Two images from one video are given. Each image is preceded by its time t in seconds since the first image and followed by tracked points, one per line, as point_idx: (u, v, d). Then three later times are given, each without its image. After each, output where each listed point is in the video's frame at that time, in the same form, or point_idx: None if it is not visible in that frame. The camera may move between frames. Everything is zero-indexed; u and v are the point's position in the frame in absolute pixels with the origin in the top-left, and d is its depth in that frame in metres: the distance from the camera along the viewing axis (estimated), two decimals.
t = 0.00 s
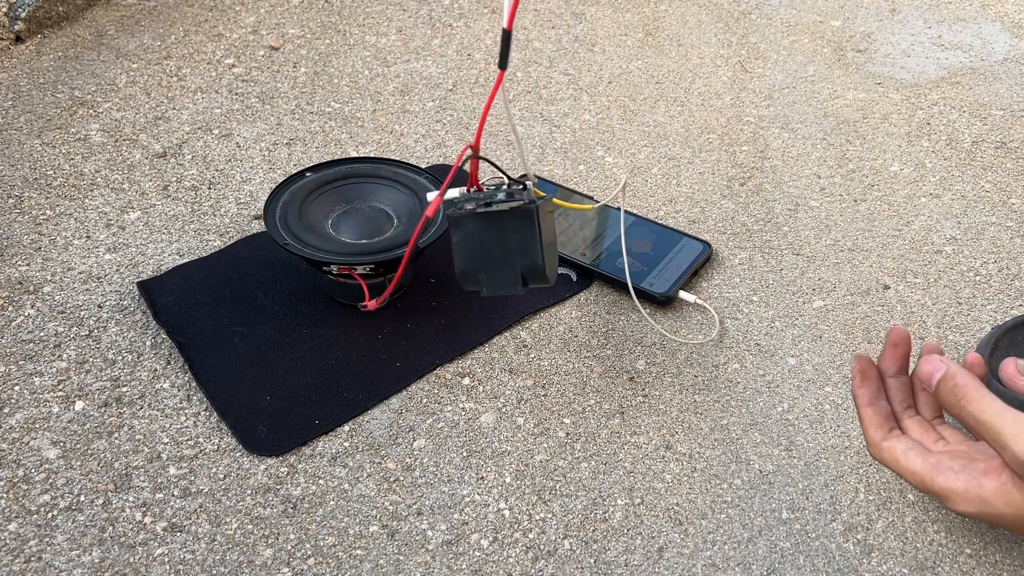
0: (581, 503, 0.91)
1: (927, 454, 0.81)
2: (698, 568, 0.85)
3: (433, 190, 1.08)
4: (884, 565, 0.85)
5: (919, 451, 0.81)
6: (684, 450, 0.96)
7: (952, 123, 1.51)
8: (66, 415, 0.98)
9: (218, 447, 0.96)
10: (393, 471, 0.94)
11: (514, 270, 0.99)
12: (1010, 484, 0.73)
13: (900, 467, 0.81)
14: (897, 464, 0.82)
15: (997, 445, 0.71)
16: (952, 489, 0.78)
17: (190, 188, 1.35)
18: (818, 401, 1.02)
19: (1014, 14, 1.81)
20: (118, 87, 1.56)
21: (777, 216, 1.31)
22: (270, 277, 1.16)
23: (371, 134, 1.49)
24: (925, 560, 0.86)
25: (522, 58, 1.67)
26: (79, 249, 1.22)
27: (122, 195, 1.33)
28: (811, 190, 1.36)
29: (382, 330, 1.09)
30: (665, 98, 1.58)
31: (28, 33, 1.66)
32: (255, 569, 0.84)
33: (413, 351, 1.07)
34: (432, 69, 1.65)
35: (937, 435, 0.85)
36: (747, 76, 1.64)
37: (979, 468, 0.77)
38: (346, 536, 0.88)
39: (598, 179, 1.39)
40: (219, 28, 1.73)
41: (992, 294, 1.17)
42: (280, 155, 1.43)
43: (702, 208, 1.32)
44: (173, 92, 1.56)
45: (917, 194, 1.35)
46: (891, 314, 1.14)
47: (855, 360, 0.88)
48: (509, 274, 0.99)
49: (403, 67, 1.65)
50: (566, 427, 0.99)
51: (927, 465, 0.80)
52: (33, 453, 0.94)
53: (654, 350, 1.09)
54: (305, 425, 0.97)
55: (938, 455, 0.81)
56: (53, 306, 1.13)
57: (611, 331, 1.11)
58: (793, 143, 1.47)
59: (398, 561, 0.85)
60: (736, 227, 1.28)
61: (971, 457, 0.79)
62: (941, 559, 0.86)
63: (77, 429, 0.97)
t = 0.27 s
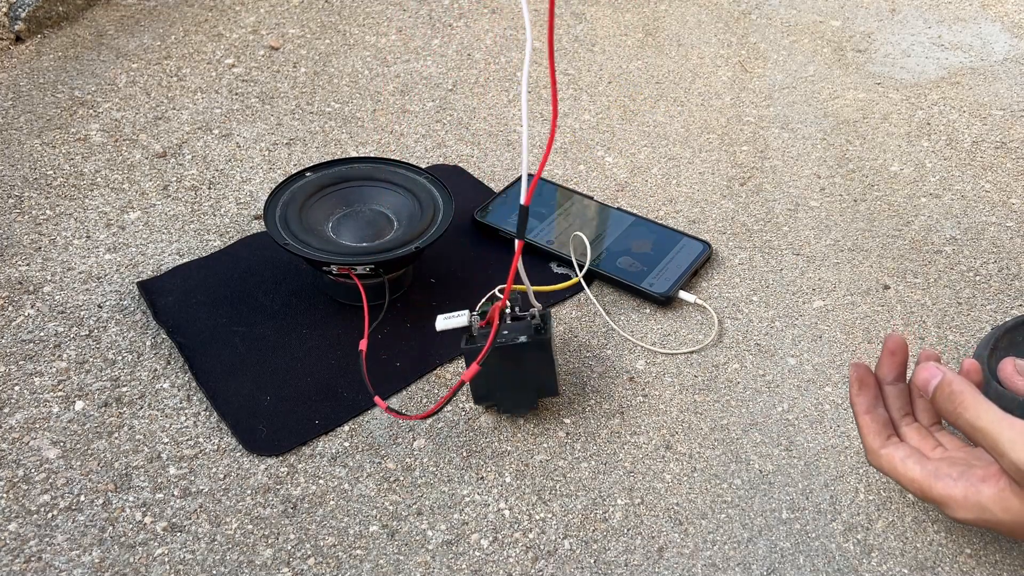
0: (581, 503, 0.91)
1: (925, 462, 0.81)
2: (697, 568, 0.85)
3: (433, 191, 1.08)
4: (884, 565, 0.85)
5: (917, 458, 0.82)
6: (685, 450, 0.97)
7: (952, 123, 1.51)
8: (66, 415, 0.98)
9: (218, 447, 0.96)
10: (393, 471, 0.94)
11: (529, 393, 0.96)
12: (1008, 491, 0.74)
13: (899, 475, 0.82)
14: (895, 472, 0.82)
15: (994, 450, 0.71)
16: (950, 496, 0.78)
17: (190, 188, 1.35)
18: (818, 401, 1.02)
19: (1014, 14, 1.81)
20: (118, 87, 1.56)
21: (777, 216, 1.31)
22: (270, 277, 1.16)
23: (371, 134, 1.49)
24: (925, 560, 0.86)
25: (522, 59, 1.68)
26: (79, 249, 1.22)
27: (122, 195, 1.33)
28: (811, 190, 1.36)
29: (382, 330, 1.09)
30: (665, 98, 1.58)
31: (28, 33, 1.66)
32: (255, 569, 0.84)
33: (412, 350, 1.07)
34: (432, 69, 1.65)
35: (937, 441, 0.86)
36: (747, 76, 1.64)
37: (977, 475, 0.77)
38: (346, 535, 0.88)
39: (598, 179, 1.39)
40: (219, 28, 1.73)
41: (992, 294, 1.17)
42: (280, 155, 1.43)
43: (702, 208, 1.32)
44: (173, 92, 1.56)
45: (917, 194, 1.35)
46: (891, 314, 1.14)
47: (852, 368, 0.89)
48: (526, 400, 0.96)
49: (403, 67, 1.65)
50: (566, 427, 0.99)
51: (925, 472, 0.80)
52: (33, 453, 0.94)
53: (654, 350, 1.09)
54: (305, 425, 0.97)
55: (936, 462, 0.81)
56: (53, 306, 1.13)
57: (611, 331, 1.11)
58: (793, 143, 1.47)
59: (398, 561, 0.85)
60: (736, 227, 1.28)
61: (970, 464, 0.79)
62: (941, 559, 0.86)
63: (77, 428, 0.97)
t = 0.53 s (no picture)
0: (581, 503, 0.91)
1: (929, 467, 0.81)
2: (698, 568, 0.85)
3: (433, 193, 1.08)
4: (884, 565, 0.85)
5: (920, 464, 0.81)
6: (685, 450, 0.96)
7: (952, 123, 1.51)
8: (66, 415, 0.98)
9: (218, 447, 0.96)
10: (393, 471, 0.94)
11: (504, 415, 0.95)
12: (1016, 484, 0.74)
13: (902, 481, 0.81)
14: (898, 479, 0.81)
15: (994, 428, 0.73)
16: (957, 496, 0.77)
17: (190, 188, 1.35)
18: (818, 401, 1.02)
19: (1014, 15, 1.80)
20: (118, 87, 1.56)
21: (777, 216, 1.31)
22: (270, 277, 1.16)
23: (371, 134, 1.49)
24: (925, 560, 0.86)
25: (522, 59, 1.67)
26: (79, 249, 1.22)
27: (122, 195, 1.32)
28: (811, 190, 1.36)
29: (382, 331, 1.09)
30: (665, 98, 1.58)
31: (28, 33, 1.66)
32: (255, 569, 0.84)
33: (413, 351, 1.07)
34: (432, 69, 1.65)
35: (934, 455, 0.86)
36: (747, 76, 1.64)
37: (982, 475, 0.77)
38: (346, 536, 0.87)
39: (598, 179, 1.39)
40: (219, 28, 1.73)
41: (992, 294, 1.17)
42: (280, 155, 1.43)
43: (702, 208, 1.32)
44: (173, 93, 1.56)
45: (918, 194, 1.35)
46: (891, 314, 1.14)
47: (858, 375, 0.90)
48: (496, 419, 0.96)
49: (403, 67, 1.65)
50: (566, 427, 0.99)
51: (929, 477, 0.80)
52: (33, 453, 0.94)
53: (655, 350, 1.09)
54: (305, 425, 0.97)
55: (939, 467, 0.81)
56: (53, 306, 1.13)
57: (611, 332, 1.11)
58: (793, 142, 1.46)
59: (398, 561, 0.85)
60: (736, 227, 1.28)
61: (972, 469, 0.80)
62: (941, 560, 0.86)
63: (77, 428, 0.97)
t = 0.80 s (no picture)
0: (581, 503, 0.91)
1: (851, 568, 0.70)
2: (698, 568, 0.85)
3: (433, 191, 1.08)
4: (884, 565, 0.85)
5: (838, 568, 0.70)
6: (685, 450, 0.96)
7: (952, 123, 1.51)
8: (66, 416, 0.98)
9: (218, 447, 0.96)
10: (393, 471, 0.94)
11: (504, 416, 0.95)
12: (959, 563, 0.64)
13: None
14: None
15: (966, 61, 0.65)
16: None
17: (190, 188, 1.35)
18: (817, 401, 1.02)
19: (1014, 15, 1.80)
20: (118, 87, 1.56)
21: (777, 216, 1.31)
22: (270, 277, 1.16)
23: (371, 134, 1.49)
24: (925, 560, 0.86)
25: (522, 59, 1.67)
26: (79, 249, 1.22)
27: (122, 195, 1.32)
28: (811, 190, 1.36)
29: (382, 330, 1.09)
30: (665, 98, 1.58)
31: (28, 33, 1.66)
32: (255, 569, 0.84)
33: (413, 350, 1.07)
34: (432, 69, 1.65)
35: None
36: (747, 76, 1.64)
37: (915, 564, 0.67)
38: (346, 536, 0.87)
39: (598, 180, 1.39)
40: (219, 28, 1.73)
41: (992, 294, 1.17)
42: (280, 155, 1.43)
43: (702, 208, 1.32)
44: (173, 92, 1.56)
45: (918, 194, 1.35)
46: (891, 314, 1.14)
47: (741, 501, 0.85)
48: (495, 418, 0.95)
49: (403, 67, 1.65)
50: (566, 427, 0.99)
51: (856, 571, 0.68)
52: (33, 453, 0.94)
53: (655, 350, 1.09)
54: (305, 425, 0.97)
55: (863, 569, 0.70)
56: (53, 306, 1.13)
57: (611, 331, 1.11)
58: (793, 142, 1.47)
59: (398, 561, 0.85)
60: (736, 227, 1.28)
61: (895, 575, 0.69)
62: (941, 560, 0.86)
63: (77, 429, 0.97)
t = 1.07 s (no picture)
0: (581, 503, 0.91)
1: None
2: (698, 568, 0.85)
3: (434, 190, 1.08)
4: (885, 565, 0.85)
5: None
6: (685, 450, 0.96)
7: (952, 123, 1.51)
8: (65, 415, 0.98)
9: (218, 447, 0.96)
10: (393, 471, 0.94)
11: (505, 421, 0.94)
12: None
13: None
14: None
15: (1002, 357, 0.74)
16: None
17: (190, 188, 1.35)
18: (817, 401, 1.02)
19: (1014, 14, 1.80)
20: (118, 87, 1.56)
21: (777, 216, 1.31)
22: (270, 277, 1.16)
23: (372, 134, 1.49)
24: (925, 560, 0.85)
25: (522, 59, 1.67)
26: (79, 249, 1.22)
27: (122, 195, 1.32)
28: (811, 190, 1.36)
29: (382, 330, 1.08)
30: (666, 98, 1.58)
31: (28, 33, 1.66)
32: (255, 570, 0.84)
33: (413, 350, 1.07)
34: (432, 69, 1.65)
35: None
36: (747, 76, 1.64)
37: None
38: (346, 536, 0.87)
39: (598, 180, 1.39)
40: (219, 28, 1.73)
41: (992, 294, 1.17)
42: (280, 155, 1.43)
43: (703, 208, 1.32)
44: (173, 92, 1.56)
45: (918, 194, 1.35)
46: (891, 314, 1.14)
47: None
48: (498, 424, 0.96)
49: (403, 67, 1.65)
50: (566, 427, 0.99)
51: None
52: (33, 453, 0.94)
53: (655, 350, 1.09)
54: (305, 425, 0.97)
55: None
56: (53, 306, 1.13)
57: (611, 331, 1.11)
58: (793, 142, 1.46)
59: (398, 561, 0.85)
60: (736, 227, 1.28)
61: None
62: (941, 560, 0.85)
63: (77, 428, 0.97)
